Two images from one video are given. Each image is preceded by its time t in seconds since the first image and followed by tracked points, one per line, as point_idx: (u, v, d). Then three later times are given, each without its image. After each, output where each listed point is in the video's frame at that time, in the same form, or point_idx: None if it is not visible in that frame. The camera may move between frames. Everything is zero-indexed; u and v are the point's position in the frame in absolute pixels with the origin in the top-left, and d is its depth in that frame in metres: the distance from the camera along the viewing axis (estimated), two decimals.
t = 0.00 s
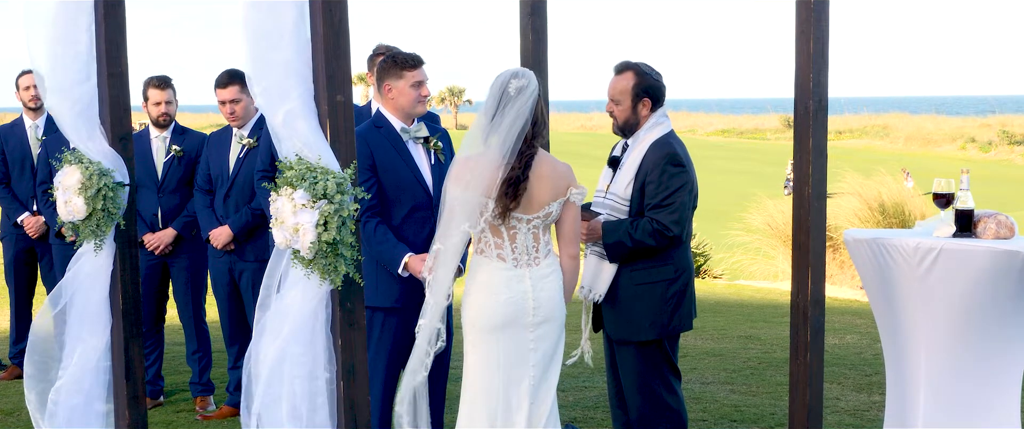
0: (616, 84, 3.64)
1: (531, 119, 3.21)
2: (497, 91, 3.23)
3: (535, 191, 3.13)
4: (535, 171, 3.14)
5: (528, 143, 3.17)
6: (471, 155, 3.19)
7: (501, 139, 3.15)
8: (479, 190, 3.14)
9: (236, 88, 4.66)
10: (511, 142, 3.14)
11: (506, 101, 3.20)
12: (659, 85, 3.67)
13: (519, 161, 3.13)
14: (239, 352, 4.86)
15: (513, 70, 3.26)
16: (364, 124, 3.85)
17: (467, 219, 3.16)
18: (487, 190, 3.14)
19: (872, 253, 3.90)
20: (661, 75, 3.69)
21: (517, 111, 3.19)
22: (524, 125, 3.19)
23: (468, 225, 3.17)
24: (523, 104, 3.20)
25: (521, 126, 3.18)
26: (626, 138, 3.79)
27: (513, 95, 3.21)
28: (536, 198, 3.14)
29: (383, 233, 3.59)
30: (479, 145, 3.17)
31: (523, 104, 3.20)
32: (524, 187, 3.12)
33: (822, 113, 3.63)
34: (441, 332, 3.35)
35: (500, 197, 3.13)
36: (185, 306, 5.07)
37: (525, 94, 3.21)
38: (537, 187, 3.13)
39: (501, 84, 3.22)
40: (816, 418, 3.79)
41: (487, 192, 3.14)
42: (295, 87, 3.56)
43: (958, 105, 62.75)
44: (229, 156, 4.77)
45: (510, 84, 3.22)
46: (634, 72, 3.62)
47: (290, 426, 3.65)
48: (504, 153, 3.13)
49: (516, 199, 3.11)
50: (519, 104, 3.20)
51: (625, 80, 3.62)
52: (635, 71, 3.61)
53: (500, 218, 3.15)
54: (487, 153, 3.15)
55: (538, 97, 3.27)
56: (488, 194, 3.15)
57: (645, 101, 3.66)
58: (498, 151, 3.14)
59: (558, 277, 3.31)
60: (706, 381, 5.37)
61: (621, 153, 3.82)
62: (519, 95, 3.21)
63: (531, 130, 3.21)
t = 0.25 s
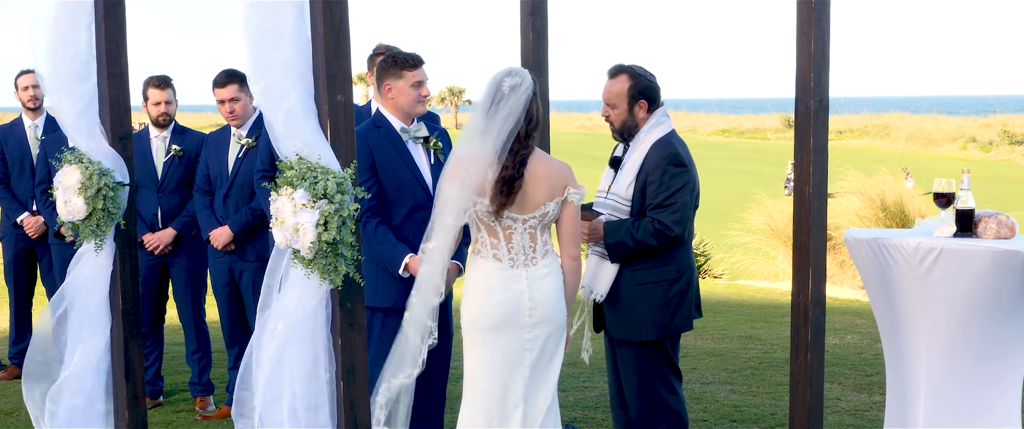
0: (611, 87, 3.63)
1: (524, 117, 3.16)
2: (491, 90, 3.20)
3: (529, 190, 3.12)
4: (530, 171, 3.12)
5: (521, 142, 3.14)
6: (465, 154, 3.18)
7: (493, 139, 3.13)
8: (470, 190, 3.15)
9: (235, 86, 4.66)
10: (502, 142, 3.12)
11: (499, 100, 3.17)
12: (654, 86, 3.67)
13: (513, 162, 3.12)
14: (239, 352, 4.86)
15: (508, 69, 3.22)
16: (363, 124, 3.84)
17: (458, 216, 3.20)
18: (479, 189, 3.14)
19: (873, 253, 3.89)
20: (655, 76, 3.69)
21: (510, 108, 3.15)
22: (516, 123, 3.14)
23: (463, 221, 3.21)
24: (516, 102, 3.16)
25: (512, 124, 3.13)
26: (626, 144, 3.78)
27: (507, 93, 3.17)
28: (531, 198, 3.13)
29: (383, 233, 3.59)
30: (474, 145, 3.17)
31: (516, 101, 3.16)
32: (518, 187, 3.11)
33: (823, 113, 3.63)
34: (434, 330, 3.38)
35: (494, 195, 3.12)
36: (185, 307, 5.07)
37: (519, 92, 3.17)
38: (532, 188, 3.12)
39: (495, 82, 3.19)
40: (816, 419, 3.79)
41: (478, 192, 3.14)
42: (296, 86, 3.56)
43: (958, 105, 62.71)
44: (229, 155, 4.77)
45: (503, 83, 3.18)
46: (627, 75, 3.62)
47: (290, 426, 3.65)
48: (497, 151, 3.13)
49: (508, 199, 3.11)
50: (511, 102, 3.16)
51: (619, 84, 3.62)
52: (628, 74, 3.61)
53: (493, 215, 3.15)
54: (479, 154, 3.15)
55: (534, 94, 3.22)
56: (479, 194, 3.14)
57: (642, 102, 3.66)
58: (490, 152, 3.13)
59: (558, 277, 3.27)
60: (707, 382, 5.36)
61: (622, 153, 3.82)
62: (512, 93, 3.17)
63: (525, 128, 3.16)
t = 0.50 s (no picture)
0: (612, 86, 3.64)
1: (518, 116, 3.15)
2: (488, 89, 3.19)
3: (523, 189, 3.10)
4: (525, 171, 3.10)
5: (516, 141, 3.13)
6: (461, 153, 3.19)
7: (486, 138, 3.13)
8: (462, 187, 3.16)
9: (236, 85, 4.66)
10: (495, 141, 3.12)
11: (495, 97, 3.15)
12: (656, 86, 3.67)
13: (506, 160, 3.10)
14: (238, 352, 4.85)
15: (505, 68, 3.21)
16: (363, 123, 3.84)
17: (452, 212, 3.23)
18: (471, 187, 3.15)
19: (873, 253, 3.88)
20: (656, 76, 3.68)
21: (505, 107, 3.14)
22: (510, 121, 3.13)
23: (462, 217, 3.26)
24: (511, 101, 3.15)
25: (506, 123, 3.12)
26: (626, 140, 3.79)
27: (502, 91, 3.15)
28: (527, 198, 3.11)
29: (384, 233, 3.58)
30: (469, 143, 3.17)
31: (512, 100, 3.15)
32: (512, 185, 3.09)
33: (823, 113, 3.62)
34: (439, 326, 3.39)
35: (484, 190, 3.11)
36: (184, 307, 5.06)
37: (515, 90, 3.16)
38: (528, 186, 3.10)
39: (492, 81, 3.19)
40: (817, 419, 3.78)
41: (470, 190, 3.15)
42: (295, 87, 3.55)
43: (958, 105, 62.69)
44: (228, 155, 4.77)
45: (500, 82, 3.17)
46: (629, 73, 3.62)
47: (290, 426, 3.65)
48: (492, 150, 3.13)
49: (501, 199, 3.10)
50: (506, 101, 3.14)
51: (620, 82, 3.62)
52: (630, 73, 3.61)
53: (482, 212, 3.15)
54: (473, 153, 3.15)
55: (530, 92, 3.20)
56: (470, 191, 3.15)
57: (642, 101, 3.66)
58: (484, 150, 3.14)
59: (558, 277, 3.27)
60: (707, 382, 5.36)
61: (622, 154, 3.82)
62: (508, 92, 3.15)
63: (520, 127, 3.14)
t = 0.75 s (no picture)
0: (611, 86, 3.63)
1: (519, 117, 3.14)
2: (486, 89, 3.18)
3: (524, 190, 3.10)
4: (526, 172, 3.10)
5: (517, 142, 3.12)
6: (461, 155, 3.18)
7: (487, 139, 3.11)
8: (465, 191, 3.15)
9: (237, 84, 4.65)
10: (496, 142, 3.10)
11: (494, 98, 3.15)
12: (655, 86, 3.66)
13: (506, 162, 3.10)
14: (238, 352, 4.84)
15: (503, 68, 3.21)
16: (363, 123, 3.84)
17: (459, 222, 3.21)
18: (475, 190, 3.14)
19: (873, 253, 3.88)
20: (656, 76, 3.68)
21: (505, 108, 3.13)
22: (511, 123, 3.12)
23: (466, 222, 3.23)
24: (511, 102, 3.14)
25: (507, 125, 3.11)
26: (625, 141, 3.78)
27: (501, 92, 3.15)
28: (527, 199, 3.11)
29: (383, 233, 3.57)
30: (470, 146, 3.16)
31: (511, 101, 3.14)
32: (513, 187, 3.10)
33: (823, 112, 3.62)
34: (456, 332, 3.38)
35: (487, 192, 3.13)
36: (185, 307, 5.06)
37: (513, 91, 3.15)
38: (527, 187, 3.10)
39: (490, 82, 3.18)
40: (817, 419, 3.78)
41: (474, 193, 3.15)
42: (295, 87, 3.55)
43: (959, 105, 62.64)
44: (228, 155, 4.77)
45: (498, 82, 3.16)
46: (628, 74, 3.61)
47: (290, 425, 3.65)
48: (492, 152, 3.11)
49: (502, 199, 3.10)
50: (505, 102, 3.14)
51: (619, 82, 3.61)
52: (629, 73, 3.60)
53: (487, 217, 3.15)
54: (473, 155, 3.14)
55: (529, 93, 3.19)
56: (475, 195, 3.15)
57: (641, 102, 3.65)
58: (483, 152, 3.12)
59: (558, 277, 3.26)
60: (707, 382, 5.35)
61: (622, 154, 3.81)
62: (507, 92, 3.14)
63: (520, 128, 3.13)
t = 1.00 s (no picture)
0: (611, 86, 3.63)
1: (514, 116, 3.13)
2: (482, 90, 3.17)
3: (519, 191, 3.08)
4: (521, 172, 3.08)
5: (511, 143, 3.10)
6: (458, 154, 3.20)
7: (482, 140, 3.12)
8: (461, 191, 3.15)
9: (236, 83, 4.65)
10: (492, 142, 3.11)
11: (488, 99, 3.13)
12: (654, 87, 3.65)
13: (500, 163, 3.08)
14: (238, 353, 4.84)
15: (500, 68, 3.19)
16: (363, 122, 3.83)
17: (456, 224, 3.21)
18: (470, 190, 3.14)
19: (874, 253, 3.88)
20: (655, 76, 3.67)
21: (499, 109, 3.12)
22: (506, 125, 3.12)
23: (463, 220, 3.25)
24: (506, 102, 3.13)
25: (502, 126, 3.11)
26: (625, 140, 3.77)
27: (496, 93, 3.13)
28: (523, 198, 3.09)
29: (382, 232, 3.58)
30: (466, 146, 3.18)
31: (506, 102, 3.12)
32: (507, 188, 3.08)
33: (824, 112, 3.61)
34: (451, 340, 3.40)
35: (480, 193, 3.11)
36: (184, 308, 5.05)
37: (509, 92, 3.13)
38: (523, 188, 3.08)
39: (486, 82, 3.17)
40: (818, 419, 3.76)
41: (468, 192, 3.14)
42: (294, 87, 3.54)
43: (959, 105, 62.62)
44: (227, 155, 4.76)
45: (493, 83, 3.15)
46: (628, 73, 3.61)
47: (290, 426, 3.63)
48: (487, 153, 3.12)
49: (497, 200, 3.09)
50: (500, 102, 3.12)
51: (619, 82, 3.61)
52: (629, 73, 3.60)
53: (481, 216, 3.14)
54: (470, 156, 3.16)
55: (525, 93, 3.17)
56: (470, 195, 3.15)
57: (641, 102, 3.64)
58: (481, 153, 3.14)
59: (557, 278, 3.25)
60: (708, 382, 5.35)
61: (621, 154, 3.81)
62: (502, 93, 3.13)
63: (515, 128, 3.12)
